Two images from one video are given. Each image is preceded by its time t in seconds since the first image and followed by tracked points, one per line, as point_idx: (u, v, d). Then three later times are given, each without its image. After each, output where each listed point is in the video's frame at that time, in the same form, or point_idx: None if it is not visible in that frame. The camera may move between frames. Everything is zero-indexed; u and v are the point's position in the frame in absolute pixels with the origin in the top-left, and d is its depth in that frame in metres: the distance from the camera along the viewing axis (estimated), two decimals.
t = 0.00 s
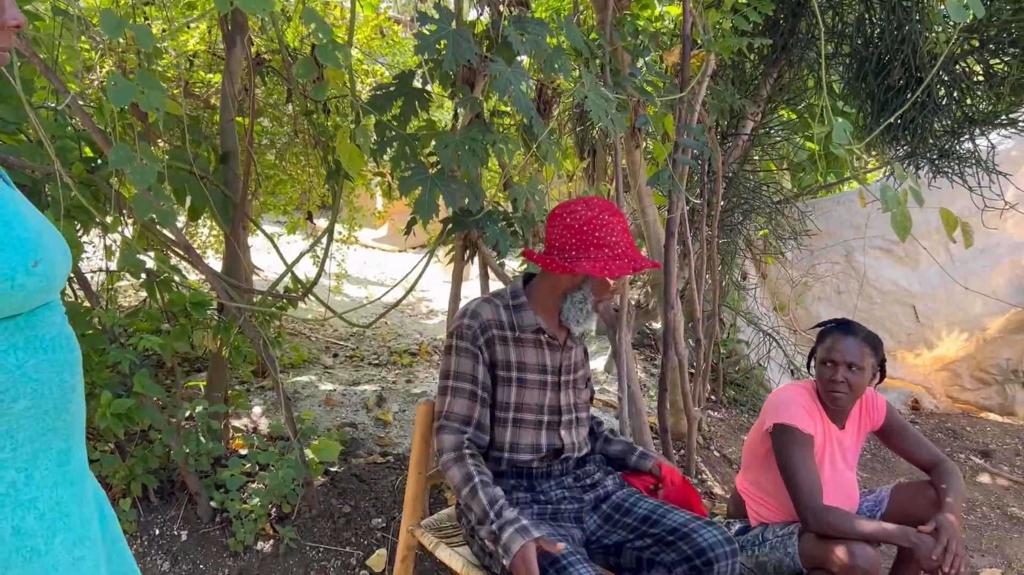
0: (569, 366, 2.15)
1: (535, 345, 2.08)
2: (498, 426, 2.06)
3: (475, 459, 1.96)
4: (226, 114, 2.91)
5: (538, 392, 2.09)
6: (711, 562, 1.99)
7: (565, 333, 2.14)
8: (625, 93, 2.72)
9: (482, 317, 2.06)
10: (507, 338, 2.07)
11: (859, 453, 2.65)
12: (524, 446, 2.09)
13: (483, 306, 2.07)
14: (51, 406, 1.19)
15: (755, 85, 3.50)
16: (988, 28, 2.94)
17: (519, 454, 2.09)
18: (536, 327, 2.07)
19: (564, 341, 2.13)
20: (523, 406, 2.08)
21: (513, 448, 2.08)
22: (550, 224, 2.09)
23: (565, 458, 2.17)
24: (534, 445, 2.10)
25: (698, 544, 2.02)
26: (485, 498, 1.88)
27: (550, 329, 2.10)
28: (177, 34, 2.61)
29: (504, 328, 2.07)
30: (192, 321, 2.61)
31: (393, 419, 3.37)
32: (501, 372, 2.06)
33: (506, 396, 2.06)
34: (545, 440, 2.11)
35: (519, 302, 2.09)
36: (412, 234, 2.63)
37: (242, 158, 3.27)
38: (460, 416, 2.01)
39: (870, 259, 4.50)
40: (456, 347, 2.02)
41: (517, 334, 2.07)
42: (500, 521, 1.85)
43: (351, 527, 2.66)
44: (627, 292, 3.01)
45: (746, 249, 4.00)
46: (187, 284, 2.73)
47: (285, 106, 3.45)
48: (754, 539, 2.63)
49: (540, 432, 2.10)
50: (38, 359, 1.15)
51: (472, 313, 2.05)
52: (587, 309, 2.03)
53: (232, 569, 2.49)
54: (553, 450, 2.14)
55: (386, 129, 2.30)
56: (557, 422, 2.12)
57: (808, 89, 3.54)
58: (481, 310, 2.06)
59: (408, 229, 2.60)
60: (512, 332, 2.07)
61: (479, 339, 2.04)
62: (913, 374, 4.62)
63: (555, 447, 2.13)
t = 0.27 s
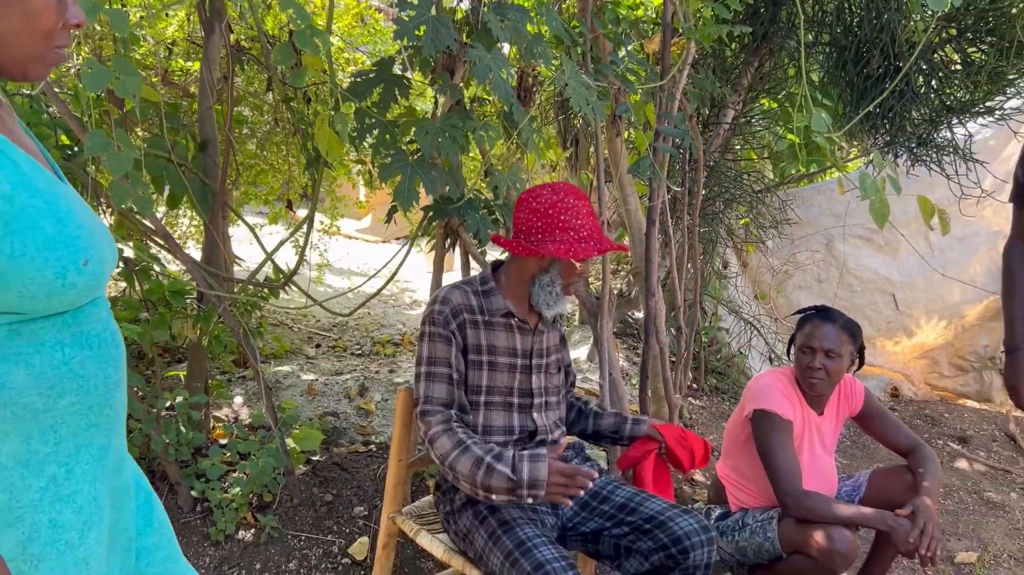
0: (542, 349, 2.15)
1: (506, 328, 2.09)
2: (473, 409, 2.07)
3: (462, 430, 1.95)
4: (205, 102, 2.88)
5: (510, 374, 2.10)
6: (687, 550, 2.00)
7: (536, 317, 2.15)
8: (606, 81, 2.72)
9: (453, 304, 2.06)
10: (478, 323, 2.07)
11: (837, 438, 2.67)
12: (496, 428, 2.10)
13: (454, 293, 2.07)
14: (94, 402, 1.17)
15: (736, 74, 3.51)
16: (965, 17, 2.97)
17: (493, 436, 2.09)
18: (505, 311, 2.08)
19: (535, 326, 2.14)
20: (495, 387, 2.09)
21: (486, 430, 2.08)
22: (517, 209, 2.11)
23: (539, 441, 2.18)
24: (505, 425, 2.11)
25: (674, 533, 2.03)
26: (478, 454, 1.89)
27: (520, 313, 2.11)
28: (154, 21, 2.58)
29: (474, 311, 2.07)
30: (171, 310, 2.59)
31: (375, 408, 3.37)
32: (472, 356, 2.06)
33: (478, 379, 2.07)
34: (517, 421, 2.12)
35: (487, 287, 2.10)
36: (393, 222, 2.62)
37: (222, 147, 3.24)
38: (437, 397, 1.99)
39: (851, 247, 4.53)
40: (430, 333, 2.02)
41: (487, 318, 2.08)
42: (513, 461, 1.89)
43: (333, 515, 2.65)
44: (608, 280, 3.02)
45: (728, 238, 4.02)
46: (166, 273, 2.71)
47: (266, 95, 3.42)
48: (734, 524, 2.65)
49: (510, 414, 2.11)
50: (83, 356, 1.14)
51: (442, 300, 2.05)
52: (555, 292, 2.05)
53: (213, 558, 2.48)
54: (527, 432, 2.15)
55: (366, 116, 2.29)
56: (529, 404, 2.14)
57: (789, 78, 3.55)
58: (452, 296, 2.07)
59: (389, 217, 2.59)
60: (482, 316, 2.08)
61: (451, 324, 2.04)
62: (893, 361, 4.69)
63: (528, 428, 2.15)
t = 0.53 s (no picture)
0: (516, 336, 2.17)
1: (479, 317, 2.10)
2: (452, 399, 2.07)
3: (453, 431, 2.00)
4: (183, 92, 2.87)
5: (487, 362, 2.10)
6: (670, 531, 2.04)
7: (510, 305, 2.16)
8: (586, 70, 2.72)
9: (424, 297, 2.06)
10: (450, 313, 2.07)
11: (816, 425, 2.69)
12: (475, 417, 2.09)
13: (425, 285, 2.07)
14: (201, 409, 1.11)
15: (716, 64, 3.53)
16: (942, 7, 3.00)
17: (472, 427, 2.09)
18: (477, 300, 2.09)
19: (508, 313, 2.16)
20: (472, 377, 2.08)
21: (465, 420, 2.08)
22: (489, 198, 2.11)
23: (518, 427, 2.19)
24: (483, 414, 2.11)
25: (656, 515, 2.06)
26: (477, 459, 1.96)
27: (493, 302, 2.13)
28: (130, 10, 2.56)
29: (445, 303, 2.07)
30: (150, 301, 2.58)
31: (357, 399, 3.36)
32: (446, 348, 2.06)
33: (454, 369, 2.07)
34: (495, 409, 2.13)
35: (459, 277, 2.11)
36: (373, 211, 2.62)
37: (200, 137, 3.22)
38: (417, 392, 2.00)
39: (830, 237, 4.57)
40: (402, 329, 2.02)
41: (459, 308, 2.08)
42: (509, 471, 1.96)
43: (314, 506, 2.64)
44: (589, 269, 3.03)
45: (709, 228, 4.04)
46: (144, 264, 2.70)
47: (245, 85, 3.40)
48: (714, 511, 2.67)
49: (490, 402, 2.11)
50: (194, 359, 1.08)
51: (413, 294, 2.05)
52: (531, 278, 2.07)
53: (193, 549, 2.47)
54: (505, 419, 2.16)
55: (344, 105, 2.28)
56: (507, 391, 2.14)
57: (768, 68, 3.57)
58: (422, 289, 2.07)
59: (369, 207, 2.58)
60: (454, 306, 2.08)
61: (422, 317, 2.04)
62: (872, 350, 4.73)
63: (506, 415, 2.15)
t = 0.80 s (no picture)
0: (501, 329, 2.16)
1: (465, 311, 2.09)
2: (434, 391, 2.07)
3: (418, 417, 2.01)
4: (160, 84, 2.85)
5: (469, 356, 2.10)
6: (640, 489, 2.07)
7: (497, 297, 2.16)
8: (565, 60, 2.72)
9: (409, 288, 2.05)
10: (436, 306, 2.06)
11: (794, 414, 2.72)
12: (455, 408, 2.11)
13: (410, 277, 2.06)
14: (300, 375, 1.14)
15: (695, 55, 3.54)
16: None
17: (452, 416, 2.11)
18: (465, 293, 2.08)
19: (494, 306, 2.15)
20: (454, 369, 2.09)
21: (445, 410, 2.10)
22: (477, 190, 2.11)
23: (501, 417, 2.20)
24: (465, 405, 2.12)
25: (626, 475, 2.10)
26: (436, 444, 1.96)
27: (481, 294, 2.12)
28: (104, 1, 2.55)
29: (432, 295, 2.06)
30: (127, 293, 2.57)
31: (338, 391, 3.36)
32: (430, 339, 2.06)
33: (436, 361, 2.07)
34: (477, 401, 2.14)
35: (446, 268, 2.09)
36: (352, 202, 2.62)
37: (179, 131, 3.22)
38: (395, 382, 2.02)
39: (810, 228, 4.60)
40: (384, 319, 2.02)
41: (446, 302, 2.07)
42: (459, 452, 1.94)
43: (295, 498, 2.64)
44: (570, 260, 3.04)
45: (689, 220, 4.06)
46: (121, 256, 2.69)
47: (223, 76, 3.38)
48: (694, 499, 2.70)
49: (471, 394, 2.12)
50: (297, 327, 1.11)
51: (397, 285, 2.04)
52: (526, 271, 2.08)
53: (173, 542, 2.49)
54: (486, 410, 2.16)
55: (321, 95, 2.28)
56: (490, 383, 2.15)
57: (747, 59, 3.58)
58: (407, 281, 2.05)
59: (349, 198, 2.58)
60: (440, 299, 2.07)
61: (404, 309, 2.03)
62: (851, 339, 4.81)
63: (488, 407, 2.16)
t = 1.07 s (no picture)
0: (497, 329, 2.15)
1: (462, 309, 2.08)
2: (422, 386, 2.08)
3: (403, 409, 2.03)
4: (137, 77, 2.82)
5: (461, 355, 2.09)
6: (629, 502, 2.07)
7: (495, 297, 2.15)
8: (546, 52, 2.71)
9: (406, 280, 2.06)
10: (433, 301, 2.07)
11: (776, 403, 2.74)
12: (446, 405, 2.11)
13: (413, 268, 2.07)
14: (405, 363, 1.16)
15: (676, 48, 3.55)
16: None
17: (442, 412, 2.11)
18: (464, 291, 2.08)
19: (492, 305, 2.13)
20: (446, 367, 2.08)
21: (435, 405, 2.10)
22: (478, 188, 2.09)
23: (491, 416, 2.19)
24: (455, 402, 2.12)
25: (615, 487, 2.09)
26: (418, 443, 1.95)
27: (478, 293, 2.10)
28: None
29: (429, 292, 2.07)
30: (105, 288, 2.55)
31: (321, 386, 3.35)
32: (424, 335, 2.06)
33: (428, 357, 2.07)
34: (468, 399, 2.13)
35: (446, 264, 2.10)
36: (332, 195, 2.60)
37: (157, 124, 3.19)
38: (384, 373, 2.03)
39: (791, 219, 4.63)
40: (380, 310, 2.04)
41: (444, 298, 2.07)
42: (440, 455, 1.94)
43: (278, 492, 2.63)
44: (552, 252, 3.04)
45: (671, 212, 4.07)
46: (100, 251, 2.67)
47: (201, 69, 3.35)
48: (678, 489, 2.71)
49: (462, 393, 2.12)
50: (402, 319, 1.13)
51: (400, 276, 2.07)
52: (529, 268, 2.09)
53: (156, 537, 2.48)
54: (478, 408, 2.16)
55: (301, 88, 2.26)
56: (482, 382, 2.14)
57: (727, 51, 3.59)
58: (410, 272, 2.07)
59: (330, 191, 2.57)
60: (438, 295, 2.07)
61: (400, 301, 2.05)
62: (832, 330, 4.85)
63: (479, 406, 2.16)
